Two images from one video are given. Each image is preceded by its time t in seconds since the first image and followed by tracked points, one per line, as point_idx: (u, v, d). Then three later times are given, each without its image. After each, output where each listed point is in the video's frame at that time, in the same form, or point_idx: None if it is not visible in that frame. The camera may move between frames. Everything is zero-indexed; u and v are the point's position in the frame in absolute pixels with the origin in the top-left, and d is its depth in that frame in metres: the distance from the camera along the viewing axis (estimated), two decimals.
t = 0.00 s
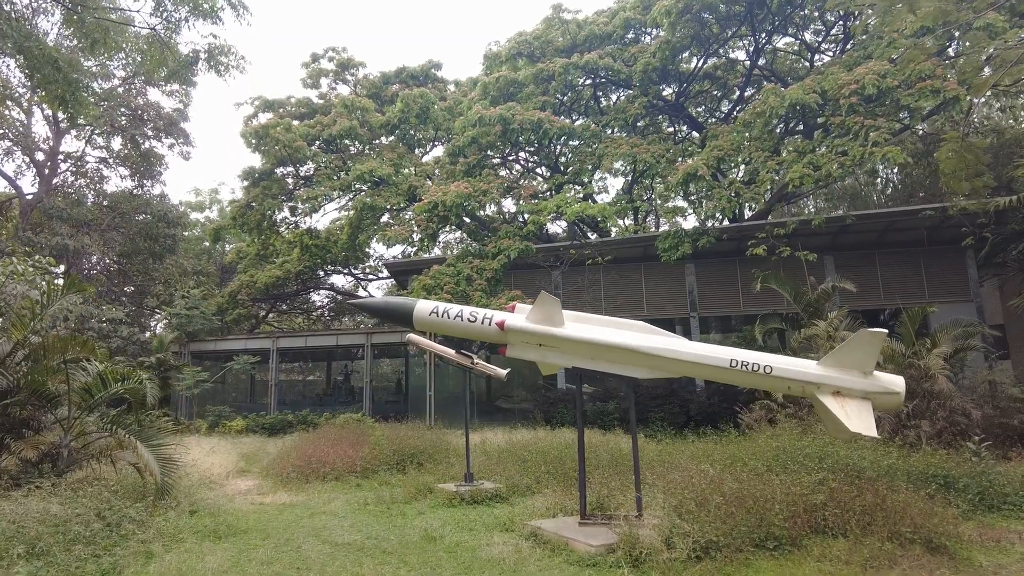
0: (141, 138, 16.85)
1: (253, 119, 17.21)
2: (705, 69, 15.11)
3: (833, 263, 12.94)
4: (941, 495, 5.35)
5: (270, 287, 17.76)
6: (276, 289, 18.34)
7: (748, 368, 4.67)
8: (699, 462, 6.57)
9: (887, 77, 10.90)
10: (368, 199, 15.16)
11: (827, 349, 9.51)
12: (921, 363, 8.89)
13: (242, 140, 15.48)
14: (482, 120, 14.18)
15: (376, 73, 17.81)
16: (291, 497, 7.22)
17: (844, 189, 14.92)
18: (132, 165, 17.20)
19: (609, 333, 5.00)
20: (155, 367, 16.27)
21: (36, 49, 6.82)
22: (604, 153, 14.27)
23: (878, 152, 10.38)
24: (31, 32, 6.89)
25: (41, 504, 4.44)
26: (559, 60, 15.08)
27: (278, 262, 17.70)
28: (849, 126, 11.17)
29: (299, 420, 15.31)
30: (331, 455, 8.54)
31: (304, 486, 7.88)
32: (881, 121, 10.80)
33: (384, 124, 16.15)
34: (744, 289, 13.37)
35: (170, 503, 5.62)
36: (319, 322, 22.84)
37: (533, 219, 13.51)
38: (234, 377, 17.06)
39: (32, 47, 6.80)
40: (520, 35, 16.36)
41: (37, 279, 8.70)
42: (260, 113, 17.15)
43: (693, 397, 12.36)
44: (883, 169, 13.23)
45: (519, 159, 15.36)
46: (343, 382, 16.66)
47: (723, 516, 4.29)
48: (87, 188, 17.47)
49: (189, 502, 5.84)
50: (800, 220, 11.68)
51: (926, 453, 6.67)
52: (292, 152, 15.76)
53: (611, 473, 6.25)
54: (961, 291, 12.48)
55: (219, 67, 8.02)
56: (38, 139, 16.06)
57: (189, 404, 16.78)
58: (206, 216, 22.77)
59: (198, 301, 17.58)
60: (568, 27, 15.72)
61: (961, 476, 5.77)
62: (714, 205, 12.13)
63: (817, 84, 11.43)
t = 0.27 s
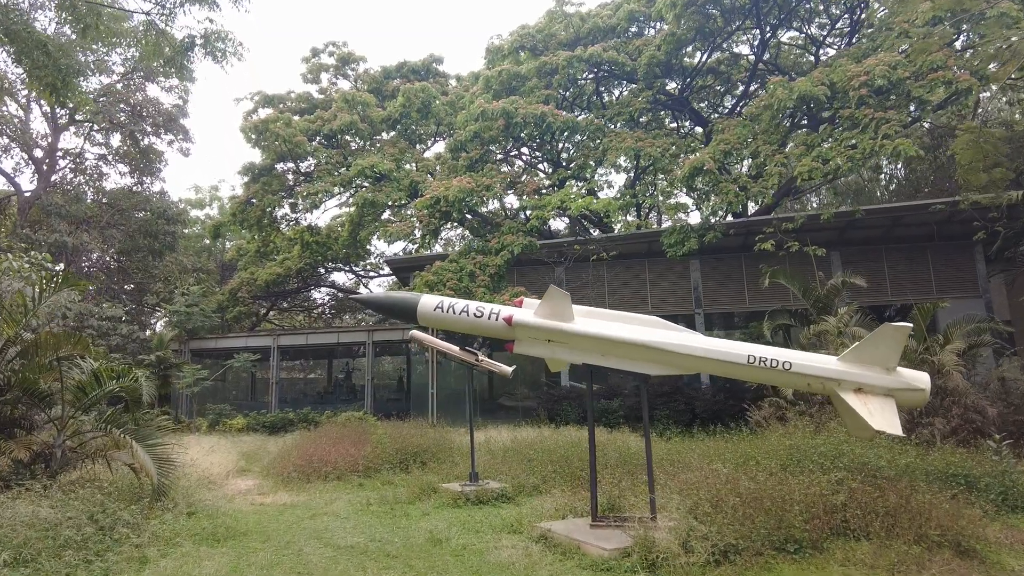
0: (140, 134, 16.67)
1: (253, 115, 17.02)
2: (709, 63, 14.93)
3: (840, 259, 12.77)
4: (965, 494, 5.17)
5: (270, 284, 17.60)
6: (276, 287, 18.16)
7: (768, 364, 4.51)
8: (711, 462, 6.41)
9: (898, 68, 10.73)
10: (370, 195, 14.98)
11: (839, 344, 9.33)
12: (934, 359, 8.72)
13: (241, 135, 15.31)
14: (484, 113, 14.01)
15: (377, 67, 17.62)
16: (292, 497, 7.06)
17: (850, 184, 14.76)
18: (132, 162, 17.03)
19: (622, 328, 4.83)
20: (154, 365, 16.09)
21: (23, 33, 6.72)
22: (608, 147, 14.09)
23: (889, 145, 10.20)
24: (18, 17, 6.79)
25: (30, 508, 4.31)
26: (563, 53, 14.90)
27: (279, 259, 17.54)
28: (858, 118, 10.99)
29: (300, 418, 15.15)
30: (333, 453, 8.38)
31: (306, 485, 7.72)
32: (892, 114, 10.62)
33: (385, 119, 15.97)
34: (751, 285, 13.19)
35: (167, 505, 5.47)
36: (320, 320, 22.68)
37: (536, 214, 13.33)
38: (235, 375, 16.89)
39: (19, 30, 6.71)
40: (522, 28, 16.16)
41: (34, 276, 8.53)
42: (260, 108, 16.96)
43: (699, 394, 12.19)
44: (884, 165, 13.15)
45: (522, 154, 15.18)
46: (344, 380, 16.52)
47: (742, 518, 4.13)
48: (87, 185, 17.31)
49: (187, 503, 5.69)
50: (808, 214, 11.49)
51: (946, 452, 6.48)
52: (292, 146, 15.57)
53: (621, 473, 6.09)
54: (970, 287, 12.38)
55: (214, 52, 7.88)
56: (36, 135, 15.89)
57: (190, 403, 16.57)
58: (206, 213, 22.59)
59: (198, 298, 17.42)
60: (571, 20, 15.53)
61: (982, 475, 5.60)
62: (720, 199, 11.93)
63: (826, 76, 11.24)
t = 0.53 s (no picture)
0: (139, 130, 16.48)
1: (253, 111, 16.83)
2: (714, 61, 14.74)
3: (847, 257, 12.58)
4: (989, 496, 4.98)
5: (270, 283, 17.41)
6: (276, 285, 17.98)
7: (789, 362, 4.33)
8: (724, 463, 6.22)
9: (910, 62, 10.56)
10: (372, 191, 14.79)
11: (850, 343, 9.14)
12: (949, 358, 8.52)
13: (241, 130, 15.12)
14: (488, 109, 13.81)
15: (379, 64, 17.43)
16: (292, 498, 6.87)
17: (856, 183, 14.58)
18: (131, 159, 16.84)
19: (637, 323, 4.65)
20: (153, 363, 15.87)
21: (10, 12, 6.46)
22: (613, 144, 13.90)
23: (901, 140, 10.01)
24: None
25: (15, 511, 4.14)
26: (567, 48, 14.70)
27: (279, 258, 17.35)
28: (869, 114, 10.80)
29: (301, 418, 14.96)
30: (334, 454, 8.18)
31: (306, 486, 7.53)
32: (904, 109, 10.43)
33: (387, 115, 15.78)
34: (757, 284, 12.98)
35: (162, 507, 5.28)
36: (320, 319, 22.48)
37: (541, 211, 13.14)
38: (235, 374, 16.72)
39: (6, 9, 6.45)
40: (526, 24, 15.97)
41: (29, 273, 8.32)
42: (260, 104, 16.77)
43: (705, 394, 11.99)
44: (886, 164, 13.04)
45: (525, 151, 14.99)
46: (345, 380, 16.46)
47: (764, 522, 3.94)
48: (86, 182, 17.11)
49: (183, 505, 5.51)
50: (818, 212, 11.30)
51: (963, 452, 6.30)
52: (293, 142, 15.37)
53: (631, 475, 5.90)
54: (978, 285, 12.16)
55: (212, 38, 7.65)
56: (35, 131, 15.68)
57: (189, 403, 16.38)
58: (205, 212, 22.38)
59: (197, 296, 17.23)
60: (576, 16, 15.33)
61: (1005, 477, 5.41)
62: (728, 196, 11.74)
63: (836, 70, 11.05)
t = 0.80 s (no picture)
0: (134, 127, 16.25)
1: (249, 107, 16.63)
2: (712, 59, 14.62)
3: (849, 256, 12.44)
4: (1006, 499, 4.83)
5: (266, 282, 17.21)
6: (272, 285, 17.78)
7: (804, 361, 4.17)
8: (730, 466, 6.07)
9: (916, 58, 10.44)
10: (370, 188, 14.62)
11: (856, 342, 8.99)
12: (956, 357, 8.38)
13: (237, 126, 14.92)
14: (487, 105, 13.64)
15: (377, 60, 17.27)
16: (287, 501, 6.70)
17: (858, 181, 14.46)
18: (126, 156, 16.62)
19: (645, 322, 4.49)
20: (147, 363, 15.65)
21: None
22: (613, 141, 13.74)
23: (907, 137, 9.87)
24: None
25: None
26: (567, 44, 14.55)
27: (275, 256, 17.16)
28: (874, 110, 10.66)
29: (297, 418, 14.77)
30: (329, 455, 8.00)
31: (301, 488, 7.35)
32: (910, 104, 10.29)
33: (385, 112, 15.61)
34: (759, 283, 12.84)
35: (151, 512, 5.11)
36: (316, 319, 22.29)
37: (540, 209, 12.97)
38: (231, 374, 16.53)
39: None
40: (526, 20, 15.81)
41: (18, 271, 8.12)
42: (256, 101, 16.57)
43: (706, 394, 11.83)
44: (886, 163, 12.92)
45: (524, 148, 14.82)
46: (342, 379, 16.17)
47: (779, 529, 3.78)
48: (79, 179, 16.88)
49: (173, 509, 5.34)
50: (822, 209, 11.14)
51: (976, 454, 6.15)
52: (289, 138, 15.18)
53: (636, 478, 5.73)
54: (981, 285, 12.06)
55: (203, 24, 7.39)
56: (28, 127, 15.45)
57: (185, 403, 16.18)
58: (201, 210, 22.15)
59: (192, 295, 17.01)
60: (576, 12, 15.18)
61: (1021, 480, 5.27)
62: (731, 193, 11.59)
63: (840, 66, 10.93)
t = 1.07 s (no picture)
0: (125, 125, 16.02)
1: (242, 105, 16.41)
2: (709, 57, 14.49)
3: (849, 253, 12.30)
4: (1022, 498, 4.68)
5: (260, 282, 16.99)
6: (266, 285, 17.56)
7: (816, 357, 4.02)
8: (736, 466, 5.90)
9: (918, 51, 10.29)
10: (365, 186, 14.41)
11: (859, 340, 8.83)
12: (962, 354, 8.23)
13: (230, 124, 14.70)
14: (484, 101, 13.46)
15: (371, 57, 17.08)
16: (280, 504, 6.50)
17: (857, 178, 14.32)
18: (118, 155, 16.37)
19: (651, 317, 4.32)
20: (139, 364, 15.40)
21: None
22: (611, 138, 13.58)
23: (910, 130, 9.72)
24: None
25: None
26: (564, 40, 14.38)
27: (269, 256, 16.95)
28: (875, 104, 10.52)
29: (291, 420, 14.56)
30: (324, 457, 7.81)
31: (294, 491, 7.15)
32: (912, 98, 10.15)
33: (380, 109, 15.41)
34: (759, 280, 12.69)
35: (137, 517, 4.91)
36: (311, 319, 22.06)
37: (538, 206, 12.79)
38: (224, 375, 16.30)
39: None
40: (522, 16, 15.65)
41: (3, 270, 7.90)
42: (249, 98, 16.36)
43: (705, 394, 11.66)
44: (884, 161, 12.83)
45: (520, 145, 14.64)
46: (337, 380, 15.90)
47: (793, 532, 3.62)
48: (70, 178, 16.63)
49: (160, 514, 5.14)
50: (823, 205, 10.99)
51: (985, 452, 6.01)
52: (283, 136, 14.96)
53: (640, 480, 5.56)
54: (982, 282, 11.88)
55: (190, 6, 7.14)
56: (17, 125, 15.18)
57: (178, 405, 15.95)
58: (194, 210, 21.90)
59: (185, 295, 16.78)
60: (573, 7, 15.01)
61: None
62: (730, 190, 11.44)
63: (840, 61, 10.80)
